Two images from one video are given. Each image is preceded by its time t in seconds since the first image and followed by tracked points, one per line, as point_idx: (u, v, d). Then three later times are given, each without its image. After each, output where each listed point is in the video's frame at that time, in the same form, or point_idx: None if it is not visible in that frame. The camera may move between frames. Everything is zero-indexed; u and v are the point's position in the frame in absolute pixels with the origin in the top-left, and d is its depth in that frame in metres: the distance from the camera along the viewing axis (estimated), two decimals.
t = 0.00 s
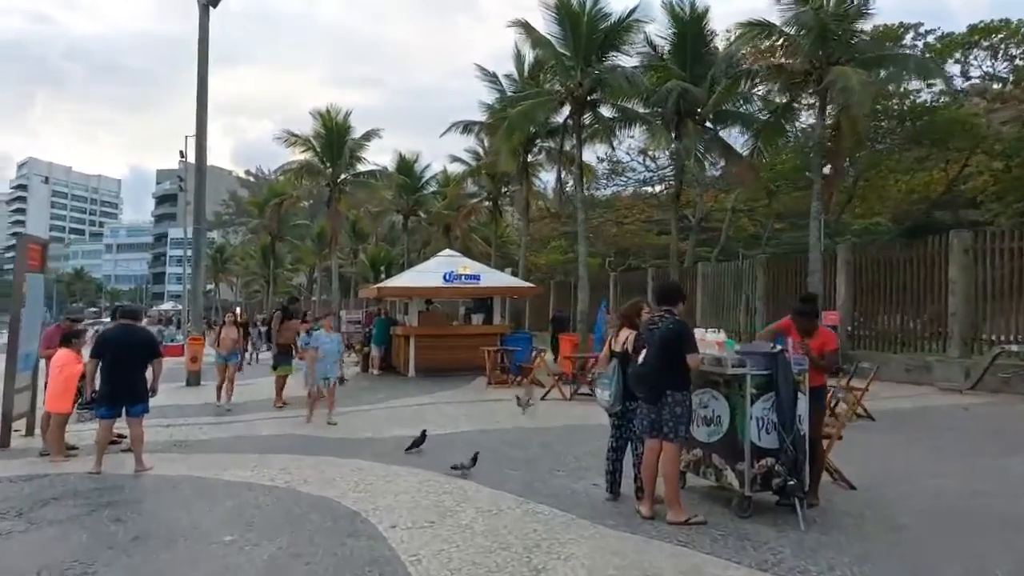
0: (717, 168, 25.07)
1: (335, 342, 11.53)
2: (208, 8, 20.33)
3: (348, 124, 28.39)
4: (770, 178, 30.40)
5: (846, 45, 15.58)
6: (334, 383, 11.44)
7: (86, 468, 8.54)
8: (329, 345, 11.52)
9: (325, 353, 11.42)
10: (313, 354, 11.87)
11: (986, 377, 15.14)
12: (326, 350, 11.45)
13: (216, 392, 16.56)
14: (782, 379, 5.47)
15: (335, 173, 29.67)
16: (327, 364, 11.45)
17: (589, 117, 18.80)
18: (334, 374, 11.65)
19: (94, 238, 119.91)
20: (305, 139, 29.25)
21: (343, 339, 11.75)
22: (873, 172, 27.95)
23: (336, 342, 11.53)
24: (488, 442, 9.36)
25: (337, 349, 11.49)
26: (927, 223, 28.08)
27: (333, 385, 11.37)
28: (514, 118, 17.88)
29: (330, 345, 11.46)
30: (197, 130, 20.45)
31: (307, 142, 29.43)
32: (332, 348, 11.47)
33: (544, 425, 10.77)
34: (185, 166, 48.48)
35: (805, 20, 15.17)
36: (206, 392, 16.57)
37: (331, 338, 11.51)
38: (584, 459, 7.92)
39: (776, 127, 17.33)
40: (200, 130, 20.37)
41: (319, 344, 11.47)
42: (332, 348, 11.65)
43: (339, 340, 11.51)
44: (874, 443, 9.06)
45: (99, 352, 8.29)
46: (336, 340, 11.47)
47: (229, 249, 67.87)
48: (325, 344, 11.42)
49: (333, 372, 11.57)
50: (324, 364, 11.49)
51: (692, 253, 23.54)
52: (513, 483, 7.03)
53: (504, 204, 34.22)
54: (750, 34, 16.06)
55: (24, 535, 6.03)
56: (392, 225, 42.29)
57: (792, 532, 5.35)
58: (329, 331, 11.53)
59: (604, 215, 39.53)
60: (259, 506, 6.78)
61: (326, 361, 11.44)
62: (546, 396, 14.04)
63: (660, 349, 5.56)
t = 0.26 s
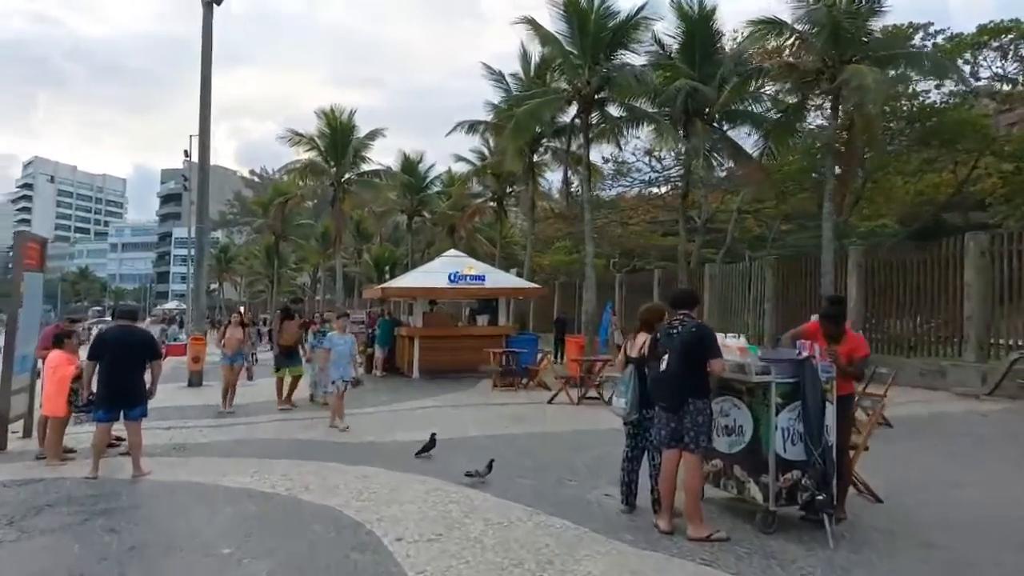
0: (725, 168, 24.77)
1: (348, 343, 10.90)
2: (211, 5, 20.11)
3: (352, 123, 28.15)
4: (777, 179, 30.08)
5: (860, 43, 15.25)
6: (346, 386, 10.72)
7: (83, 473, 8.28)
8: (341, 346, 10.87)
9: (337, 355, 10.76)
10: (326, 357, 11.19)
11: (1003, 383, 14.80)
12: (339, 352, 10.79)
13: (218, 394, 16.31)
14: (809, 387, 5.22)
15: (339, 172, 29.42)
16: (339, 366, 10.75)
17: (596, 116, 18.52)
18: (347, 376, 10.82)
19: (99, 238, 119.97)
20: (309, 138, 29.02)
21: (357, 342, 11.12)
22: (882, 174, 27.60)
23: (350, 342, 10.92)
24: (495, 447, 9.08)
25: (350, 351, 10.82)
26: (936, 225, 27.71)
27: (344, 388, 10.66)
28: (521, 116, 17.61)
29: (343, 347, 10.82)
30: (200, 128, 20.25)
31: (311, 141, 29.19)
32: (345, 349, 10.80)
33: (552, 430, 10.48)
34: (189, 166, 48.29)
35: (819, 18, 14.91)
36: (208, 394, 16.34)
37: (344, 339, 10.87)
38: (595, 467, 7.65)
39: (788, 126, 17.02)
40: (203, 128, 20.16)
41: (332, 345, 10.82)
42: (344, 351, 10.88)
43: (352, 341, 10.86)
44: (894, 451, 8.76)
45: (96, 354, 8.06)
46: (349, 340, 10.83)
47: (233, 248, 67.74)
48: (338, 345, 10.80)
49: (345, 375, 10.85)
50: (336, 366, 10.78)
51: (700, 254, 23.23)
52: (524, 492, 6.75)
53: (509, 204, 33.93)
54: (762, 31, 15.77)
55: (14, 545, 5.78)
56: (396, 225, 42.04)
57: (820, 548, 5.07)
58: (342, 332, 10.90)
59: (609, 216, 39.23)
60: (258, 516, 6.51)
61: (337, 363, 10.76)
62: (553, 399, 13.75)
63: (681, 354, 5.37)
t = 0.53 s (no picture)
0: (733, 166, 24.51)
1: (362, 343, 10.50)
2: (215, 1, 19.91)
3: (357, 121, 27.93)
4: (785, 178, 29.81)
5: (875, 39, 15.05)
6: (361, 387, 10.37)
7: (83, 475, 8.08)
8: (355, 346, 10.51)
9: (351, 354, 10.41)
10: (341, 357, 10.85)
11: (1019, 384, 14.53)
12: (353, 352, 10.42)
13: (222, 394, 16.12)
14: (840, 389, 4.98)
15: (344, 170, 29.22)
16: (353, 366, 10.39)
17: (605, 113, 18.27)
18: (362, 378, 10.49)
19: (102, 237, 119.98)
20: (314, 137, 28.82)
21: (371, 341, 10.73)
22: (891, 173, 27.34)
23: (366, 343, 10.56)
24: (506, 450, 8.87)
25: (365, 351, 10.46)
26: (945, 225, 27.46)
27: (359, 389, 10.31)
28: (528, 113, 17.37)
29: (357, 347, 10.44)
30: (203, 126, 20.06)
31: (315, 139, 28.98)
32: (359, 349, 10.44)
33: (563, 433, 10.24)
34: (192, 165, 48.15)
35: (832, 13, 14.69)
36: (212, 394, 16.15)
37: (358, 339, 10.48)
38: (611, 472, 7.40)
39: (800, 123, 16.74)
40: (207, 125, 19.96)
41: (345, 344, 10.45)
42: (360, 350, 10.60)
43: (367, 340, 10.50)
44: (916, 455, 8.52)
45: (97, 354, 7.84)
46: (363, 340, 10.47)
47: (236, 248, 67.66)
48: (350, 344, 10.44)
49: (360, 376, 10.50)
50: (350, 367, 10.43)
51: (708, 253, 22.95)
52: (538, 498, 6.52)
53: (514, 204, 33.71)
54: (773, 26, 15.54)
55: (11, 553, 5.57)
56: (400, 224, 41.84)
57: (854, 559, 4.83)
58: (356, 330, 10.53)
59: (614, 215, 38.99)
60: (264, 522, 6.30)
61: (352, 363, 10.41)
62: (562, 401, 13.53)
63: (704, 354, 5.15)
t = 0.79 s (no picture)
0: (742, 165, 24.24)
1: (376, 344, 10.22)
2: None
3: (361, 119, 27.68)
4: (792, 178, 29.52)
5: (890, 34, 14.81)
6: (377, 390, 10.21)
7: (82, 481, 7.84)
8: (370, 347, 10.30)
9: (365, 356, 10.21)
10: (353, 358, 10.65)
11: None
12: (367, 352, 10.20)
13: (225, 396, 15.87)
14: (877, 394, 4.70)
15: (347, 170, 28.99)
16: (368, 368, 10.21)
17: (613, 111, 18.01)
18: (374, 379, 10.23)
19: (105, 238, 119.93)
20: (317, 136, 28.59)
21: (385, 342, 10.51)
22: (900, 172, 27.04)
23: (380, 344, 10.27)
24: (518, 454, 8.61)
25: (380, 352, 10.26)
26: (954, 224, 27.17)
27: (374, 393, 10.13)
28: (536, 111, 17.12)
29: (371, 348, 10.22)
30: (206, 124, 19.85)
31: (319, 138, 28.74)
32: (374, 350, 10.23)
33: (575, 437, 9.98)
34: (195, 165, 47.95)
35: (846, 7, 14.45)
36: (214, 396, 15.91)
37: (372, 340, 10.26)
38: (627, 480, 7.12)
39: (812, 121, 16.44)
40: (210, 124, 19.74)
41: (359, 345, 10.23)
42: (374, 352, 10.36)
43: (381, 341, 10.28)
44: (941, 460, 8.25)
45: (96, 356, 7.59)
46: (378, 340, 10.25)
47: (239, 248, 67.53)
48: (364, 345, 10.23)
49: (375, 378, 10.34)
50: (365, 368, 10.26)
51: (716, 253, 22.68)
52: (555, 507, 6.26)
53: (519, 203, 33.46)
54: (785, 22, 15.27)
55: (6, 564, 5.33)
56: (403, 224, 41.61)
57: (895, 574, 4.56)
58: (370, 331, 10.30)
59: (619, 215, 38.72)
60: (270, 531, 6.05)
61: (366, 366, 10.21)
62: (571, 403, 13.27)
63: (732, 357, 4.84)
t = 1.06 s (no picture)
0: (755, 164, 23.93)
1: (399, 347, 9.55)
2: None
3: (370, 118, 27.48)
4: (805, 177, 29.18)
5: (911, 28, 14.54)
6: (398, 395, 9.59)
7: (89, 486, 7.65)
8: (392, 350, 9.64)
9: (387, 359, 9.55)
10: (373, 361, 9.99)
11: None
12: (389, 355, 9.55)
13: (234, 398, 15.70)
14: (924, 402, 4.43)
15: (357, 169, 28.81)
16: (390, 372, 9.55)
17: (626, 109, 17.76)
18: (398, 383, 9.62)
19: (115, 238, 120.42)
20: (326, 135, 28.42)
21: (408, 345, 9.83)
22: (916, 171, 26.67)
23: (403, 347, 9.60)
24: (534, 460, 8.37)
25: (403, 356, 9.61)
26: (971, 224, 26.77)
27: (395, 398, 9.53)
28: (548, 109, 16.89)
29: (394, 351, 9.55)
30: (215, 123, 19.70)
31: (328, 137, 28.56)
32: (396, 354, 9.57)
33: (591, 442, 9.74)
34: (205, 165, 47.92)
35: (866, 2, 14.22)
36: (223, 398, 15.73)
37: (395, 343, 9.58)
38: (650, 489, 6.88)
39: (830, 118, 16.14)
40: (219, 123, 19.57)
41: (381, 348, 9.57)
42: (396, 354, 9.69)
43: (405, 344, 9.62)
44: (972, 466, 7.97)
45: (103, 359, 7.40)
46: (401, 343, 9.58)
47: (248, 249, 67.61)
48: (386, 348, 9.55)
49: (396, 383, 9.67)
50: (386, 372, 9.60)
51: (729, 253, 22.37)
52: (576, 517, 6.02)
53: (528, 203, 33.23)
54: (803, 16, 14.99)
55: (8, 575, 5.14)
56: (412, 224, 41.45)
57: None
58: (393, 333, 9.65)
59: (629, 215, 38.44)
60: (280, 541, 5.83)
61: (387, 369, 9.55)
62: (585, 405, 13.02)
63: (764, 362, 4.46)
